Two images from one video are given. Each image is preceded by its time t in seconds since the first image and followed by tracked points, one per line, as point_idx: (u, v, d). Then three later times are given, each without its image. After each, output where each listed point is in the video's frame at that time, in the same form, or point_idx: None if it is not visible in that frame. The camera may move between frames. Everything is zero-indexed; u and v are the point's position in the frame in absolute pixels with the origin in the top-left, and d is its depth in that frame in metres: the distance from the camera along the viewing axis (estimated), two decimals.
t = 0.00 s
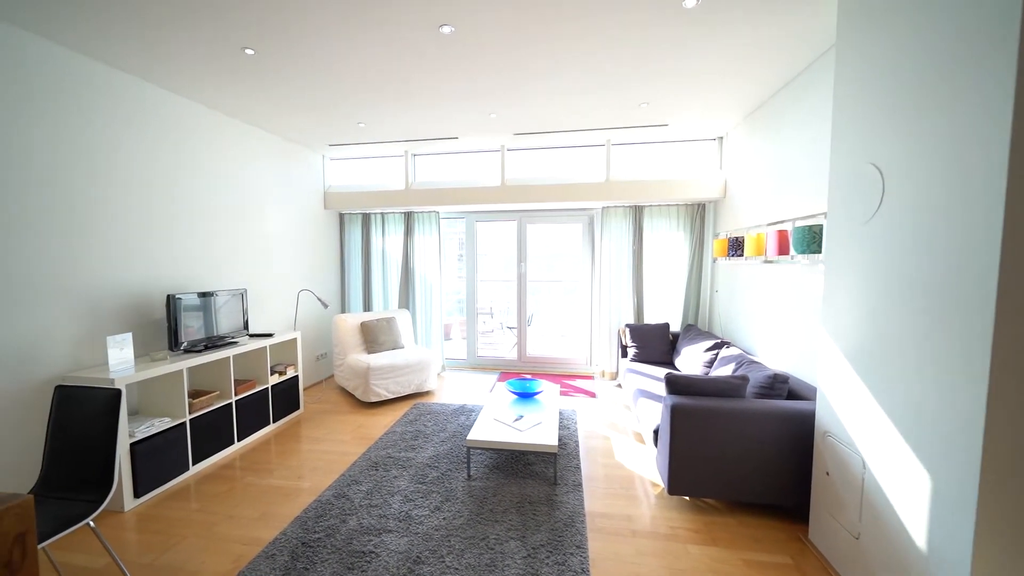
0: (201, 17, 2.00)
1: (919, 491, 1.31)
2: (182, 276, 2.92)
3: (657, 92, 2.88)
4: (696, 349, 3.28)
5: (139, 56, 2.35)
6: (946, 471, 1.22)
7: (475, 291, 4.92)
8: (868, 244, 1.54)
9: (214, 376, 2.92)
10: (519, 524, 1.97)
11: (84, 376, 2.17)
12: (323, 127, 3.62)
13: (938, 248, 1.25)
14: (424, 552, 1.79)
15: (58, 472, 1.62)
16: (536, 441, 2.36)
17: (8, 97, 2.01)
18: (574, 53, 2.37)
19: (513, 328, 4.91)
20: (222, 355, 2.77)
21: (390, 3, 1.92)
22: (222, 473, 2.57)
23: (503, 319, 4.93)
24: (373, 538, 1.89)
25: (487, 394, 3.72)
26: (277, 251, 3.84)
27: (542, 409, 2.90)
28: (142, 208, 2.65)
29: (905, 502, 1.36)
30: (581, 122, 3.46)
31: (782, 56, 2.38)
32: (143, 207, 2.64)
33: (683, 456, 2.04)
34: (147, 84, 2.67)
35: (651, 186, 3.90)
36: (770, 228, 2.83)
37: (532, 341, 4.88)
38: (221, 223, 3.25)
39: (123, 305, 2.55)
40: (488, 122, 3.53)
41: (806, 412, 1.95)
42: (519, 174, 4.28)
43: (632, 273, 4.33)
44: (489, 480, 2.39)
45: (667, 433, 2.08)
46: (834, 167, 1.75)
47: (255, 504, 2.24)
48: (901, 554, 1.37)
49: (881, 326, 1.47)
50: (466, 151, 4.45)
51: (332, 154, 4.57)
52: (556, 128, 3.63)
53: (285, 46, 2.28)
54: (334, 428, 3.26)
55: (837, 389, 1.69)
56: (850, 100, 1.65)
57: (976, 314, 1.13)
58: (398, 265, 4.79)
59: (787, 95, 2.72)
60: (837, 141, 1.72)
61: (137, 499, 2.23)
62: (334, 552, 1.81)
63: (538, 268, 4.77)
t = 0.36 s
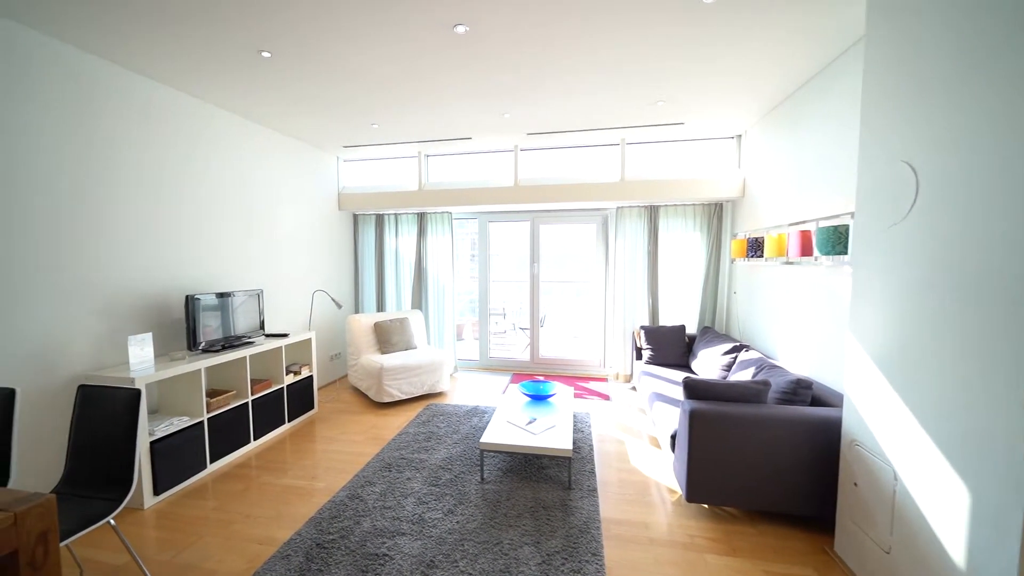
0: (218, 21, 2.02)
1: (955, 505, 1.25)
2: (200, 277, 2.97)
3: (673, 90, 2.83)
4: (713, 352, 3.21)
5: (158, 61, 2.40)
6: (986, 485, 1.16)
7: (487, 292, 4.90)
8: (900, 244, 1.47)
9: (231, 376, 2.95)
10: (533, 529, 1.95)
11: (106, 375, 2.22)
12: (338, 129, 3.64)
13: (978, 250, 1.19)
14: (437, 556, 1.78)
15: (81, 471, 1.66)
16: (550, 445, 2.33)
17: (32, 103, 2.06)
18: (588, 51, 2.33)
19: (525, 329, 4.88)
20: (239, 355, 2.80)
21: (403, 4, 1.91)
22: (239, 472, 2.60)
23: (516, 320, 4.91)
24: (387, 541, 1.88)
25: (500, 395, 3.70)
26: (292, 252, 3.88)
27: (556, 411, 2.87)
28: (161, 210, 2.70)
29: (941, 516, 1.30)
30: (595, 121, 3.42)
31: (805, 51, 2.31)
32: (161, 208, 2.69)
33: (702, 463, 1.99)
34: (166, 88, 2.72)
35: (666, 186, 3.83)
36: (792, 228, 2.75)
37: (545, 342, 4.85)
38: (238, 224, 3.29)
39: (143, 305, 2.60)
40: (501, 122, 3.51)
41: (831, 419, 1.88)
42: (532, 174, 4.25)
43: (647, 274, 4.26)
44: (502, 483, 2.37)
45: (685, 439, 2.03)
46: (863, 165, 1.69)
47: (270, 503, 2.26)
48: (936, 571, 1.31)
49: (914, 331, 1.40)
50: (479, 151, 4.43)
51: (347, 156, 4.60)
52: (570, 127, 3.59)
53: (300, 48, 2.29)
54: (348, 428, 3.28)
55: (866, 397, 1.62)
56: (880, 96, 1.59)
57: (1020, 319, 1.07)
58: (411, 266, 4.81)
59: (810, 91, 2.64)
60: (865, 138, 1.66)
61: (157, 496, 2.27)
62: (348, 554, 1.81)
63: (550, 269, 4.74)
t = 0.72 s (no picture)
0: (243, 27, 2.09)
1: (993, 514, 1.20)
2: (223, 275, 3.06)
3: (691, 87, 2.78)
4: (733, 354, 3.14)
5: (186, 66, 2.48)
6: None
7: (502, 292, 4.91)
8: (931, 242, 1.42)
9: (253, 372, 3.03)
10: (549, 529, 1.94)
11: (135, 370, 2.30)
12: (356, 131, 3.71)
13: (1017, 248, 1.13)
14: (453, 553, 1.79)
15: (112, 461, 1.72)
16: (565, 445, 2.32)
17: (68, 109, 2.16)
18: (604, 50, 2.32)
19: (540, 329, 4.87)
20: (260, 352, 2.87)
21: (421, 7, 1.93)
22: (260, 466, 2.66)
23: (530, 320, 4.90)
24: (403, 536, 1.90)
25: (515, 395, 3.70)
26: (311, 252, 3.96)
27: (571, 411, 2.86)
28: (188, 211, 2.78)
29: (977, 525, 1.25)
30: (611, 121, 3.40)
31: (830, 45, 2.25)
32: (187, 209, 2.78)
33: (721, 465, 1.95)
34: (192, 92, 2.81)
35: (684, 185, 3.78)
36: (815, 227, 2.68)
37: (561, 342, 4.83)
38: (260, 225, 3.38)
39: (170, 303, 2.69)
40: (517, 122, 3.51)
41: (857, 423, 1.82)
42: (547, 174, 4.25)
43: (664, 274, 4.21)
44: (517, 482, 2.37)
45: (703, 441, 1.99)
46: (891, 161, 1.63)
47: (290, 497, 2.30)
48: None
49: (947, 332, 1.35)
50: (494, 152, 4.45)
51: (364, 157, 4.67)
52: (586, 126, 3.57)
53: (320, 52, 2.34)
54: (365, 425, 3.33)
55: (894, 400, 1.57)
56: (908, 89, 1.53)
57: None
58: (426, 265, 4.85)
59: (835, 86, 2.57)
60: (893, 132, 1.60)
61: (183, 487, 2.34)
62: (366, 549, 1.83)
63: (566, 269, 4.72)
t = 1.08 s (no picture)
0: (253, 33, 2.14)
1: (994, 513, 1.21)
2: (232, 277, 3.10)
3: (694, 90, 2.81)
4: (737, 355, 3.16)
5: (196, 71, 2.53)
6: None
7: (507, 293, 4.94)
8: (934, 245, 1.43)
9: (261, 372, 3.07)
10: (554, 528, 1.96)
11: (147, 370, 2.35)
12: (362, 133, 3.75)
13: (1018, 251, 1.15)
14: (460, 550, 1.81)
15: (127, 458, 1.76)
16: (569, 445, 2.34)
17: (84, 113, 2.22)
18: (606, 54, 2.36)
19: (544, 330, 4.89)
20: (269, 352, 2.91)
21: (427, 11, 1.97)
22: (269, 465, 2.70)
23: (535, 321, 4.92)
24: (411, 534, 1.93)
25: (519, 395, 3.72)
26: (317, 253, 4.01)
27: (575, 412, 2.88)
28: (196, 213, 2.83)
29: (979, 525, 1.26)
30: (615, 123, 3.42)
31: (833, 49, 2.27)
32: (195, 211, 2.83)
33: (724, 465, 1.97)
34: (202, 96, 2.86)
35: (688, 187, 3.79)
36: (819, 229, 2.70)
37: (564, 344, 4.85)
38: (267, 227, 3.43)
39: (180, 304, 2.74)
40: (521, 125, 3.54)
41: (860, 424, 1.83)
42: (552, 176, 4.28)
43: (668, 275, 4.23)
44: (522, 482, 2.39)
45: (707, 441, 2.01)
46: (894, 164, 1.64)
47: (299, 495, 2.34)
48: None
49: (949, 334, 1.36)
50: (499, 154, 4.49)
51: (370, 160, 4.72)
52: (590, 129, 3.60)
53: (328, 56, 2.39)
54: (371, 425, 3.36)
55: (898, 400, 1.58)
56: (910, 94, 1.55)
57: None
58: (431, 267, 4.89)
59: (838, 89, 2.58)
60: (896, 135, 1.62)
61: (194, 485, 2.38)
62: (374, 546, 1.86)
63: (569, 270, 4.74)
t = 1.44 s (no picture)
0: (257, 36, 2.16)
1: (1000, 512, 1.21)
2: (237, 278, 3.13)
3: (696, 90, 2.81)
4: (740, 355, 3.15)
5: (201, 73, 2.55)
6: None
7: (510, 293, 4.95)
8: (938, 243, 1.43)
9: (267, 372, 3.09)
10: (559, 527, 1.97)
11: (155, 370, 2.37)
12: (366, 135, 3.77)
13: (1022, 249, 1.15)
14: (465, 549, 1.82)
15: (136, 457, 1.79)
16: (573, 445, 2.35)
17: (93, 117, 2.26)
18: (608, 55, 2.37)
19: (547, 330, 4.90)
20: (275, 353, 2.94)
21: (430, 12, 1.98)
22: (274, 464, 2.72)
23: (538, 322, 4.93)
24: (416, 533, 1.94)
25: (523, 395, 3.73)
26: (321, 254, 4.03)
27: (579, 412, 2.89)
28: (202, 215, 2.86)
29: (985, 524, 1.26)
30: (617, 123, 3.42)
31: (836, 48, 2.26)
32: (201, 213, 2.85)
33: (729, 465, 1.97)
34: (206, 99, 2.89)
35: (691, 186, 3.79)
36: (823, 228, 2.69)
37: (568, 344, 4.85)
38: (272, 228, 3.45)
39: (187, 305, 2.77)
40: (524, 125, 3.56)
41: (865, 424, 1.83)
42: (554, 176, 4.29)
43: (671, 275, 4.22)
44: (526, 481, 2.40)
45: (711, 440, 2.01)
46: (898, 162, 1.64)
47: (304, 494, 2.36)
48: None
49: (954, 332, 1.36)
50: (502, 155, 4.50)
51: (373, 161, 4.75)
52: (593, 129, 3.61)
53: (332, 59, 2.41)
54: (376, 425, 3.37)
55: (902, 399, 1.58)
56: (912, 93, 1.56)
57: None
58: (435, 267, 4.90)
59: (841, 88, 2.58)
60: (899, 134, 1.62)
61: (201, 484, 2.41)
62: (379, 545, 1.87)
63: (572, 271, 4.75)
